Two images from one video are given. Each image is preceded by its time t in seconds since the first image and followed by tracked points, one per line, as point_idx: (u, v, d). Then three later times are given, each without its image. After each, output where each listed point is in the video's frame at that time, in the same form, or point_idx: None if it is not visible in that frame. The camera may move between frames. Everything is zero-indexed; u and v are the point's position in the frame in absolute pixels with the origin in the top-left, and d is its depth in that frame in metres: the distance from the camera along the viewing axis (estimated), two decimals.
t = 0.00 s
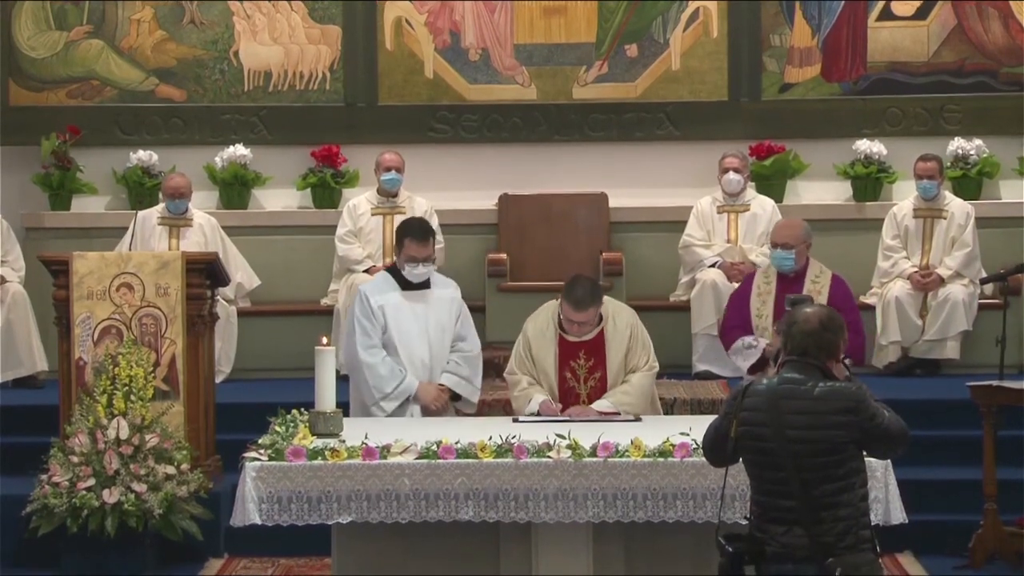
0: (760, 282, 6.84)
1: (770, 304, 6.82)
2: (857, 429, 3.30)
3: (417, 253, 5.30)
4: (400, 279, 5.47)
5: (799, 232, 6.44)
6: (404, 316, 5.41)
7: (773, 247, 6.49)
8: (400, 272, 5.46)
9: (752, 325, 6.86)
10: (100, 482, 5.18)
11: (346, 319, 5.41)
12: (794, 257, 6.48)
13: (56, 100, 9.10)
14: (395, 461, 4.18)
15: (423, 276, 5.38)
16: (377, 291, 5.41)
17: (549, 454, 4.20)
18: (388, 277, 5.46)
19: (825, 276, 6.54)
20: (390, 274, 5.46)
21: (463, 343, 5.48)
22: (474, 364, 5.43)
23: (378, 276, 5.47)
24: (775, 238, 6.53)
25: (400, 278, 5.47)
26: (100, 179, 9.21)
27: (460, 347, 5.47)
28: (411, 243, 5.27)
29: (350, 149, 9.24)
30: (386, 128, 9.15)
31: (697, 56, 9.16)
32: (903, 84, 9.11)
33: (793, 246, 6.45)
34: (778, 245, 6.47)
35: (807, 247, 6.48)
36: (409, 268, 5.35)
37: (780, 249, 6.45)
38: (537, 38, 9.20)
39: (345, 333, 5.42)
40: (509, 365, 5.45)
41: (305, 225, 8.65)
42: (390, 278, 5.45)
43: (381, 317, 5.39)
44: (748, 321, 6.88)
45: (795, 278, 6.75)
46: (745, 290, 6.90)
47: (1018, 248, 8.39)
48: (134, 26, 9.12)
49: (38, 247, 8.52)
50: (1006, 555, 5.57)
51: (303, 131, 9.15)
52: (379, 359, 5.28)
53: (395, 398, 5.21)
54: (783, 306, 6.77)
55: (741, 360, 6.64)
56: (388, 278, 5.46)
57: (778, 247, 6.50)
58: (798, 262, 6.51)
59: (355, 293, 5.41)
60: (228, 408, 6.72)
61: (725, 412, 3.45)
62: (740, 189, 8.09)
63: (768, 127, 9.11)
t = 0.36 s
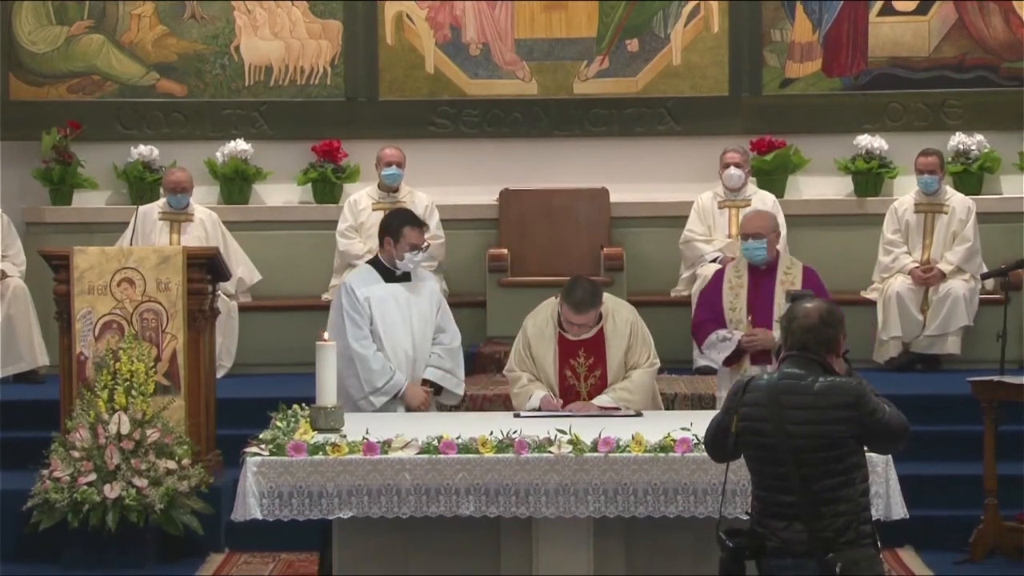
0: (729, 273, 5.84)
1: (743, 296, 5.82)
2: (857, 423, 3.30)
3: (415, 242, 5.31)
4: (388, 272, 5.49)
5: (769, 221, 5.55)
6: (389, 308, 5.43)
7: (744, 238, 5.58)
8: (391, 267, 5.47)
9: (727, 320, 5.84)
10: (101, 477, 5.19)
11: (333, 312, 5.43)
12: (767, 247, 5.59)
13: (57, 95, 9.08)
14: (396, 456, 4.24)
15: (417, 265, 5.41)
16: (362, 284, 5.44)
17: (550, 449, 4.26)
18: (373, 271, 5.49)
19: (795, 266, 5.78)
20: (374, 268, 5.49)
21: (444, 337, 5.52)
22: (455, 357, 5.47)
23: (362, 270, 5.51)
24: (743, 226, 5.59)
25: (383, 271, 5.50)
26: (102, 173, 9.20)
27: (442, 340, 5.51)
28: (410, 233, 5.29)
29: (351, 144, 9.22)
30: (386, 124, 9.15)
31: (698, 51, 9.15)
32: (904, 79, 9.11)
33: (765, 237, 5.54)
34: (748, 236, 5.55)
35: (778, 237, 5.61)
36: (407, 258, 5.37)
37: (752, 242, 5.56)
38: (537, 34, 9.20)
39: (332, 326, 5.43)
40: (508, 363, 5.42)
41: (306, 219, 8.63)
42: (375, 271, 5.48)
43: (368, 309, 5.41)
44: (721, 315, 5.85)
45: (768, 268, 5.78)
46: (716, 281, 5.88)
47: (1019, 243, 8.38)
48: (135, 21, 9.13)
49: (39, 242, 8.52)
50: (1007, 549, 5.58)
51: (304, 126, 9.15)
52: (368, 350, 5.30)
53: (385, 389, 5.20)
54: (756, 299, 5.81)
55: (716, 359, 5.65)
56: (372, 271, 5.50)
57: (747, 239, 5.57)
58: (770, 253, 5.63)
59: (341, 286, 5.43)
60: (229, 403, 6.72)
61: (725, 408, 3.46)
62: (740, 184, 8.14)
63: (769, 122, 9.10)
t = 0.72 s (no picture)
0: (720, 269, 5.88)
1: (735, 292, 5.86)
2: (859, 416, 3.29)
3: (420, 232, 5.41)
4: (387, 267, 5.51)
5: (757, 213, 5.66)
6: (387, 302, 5.43)
7: (733, 233, 5.68)
8: (389, 262, 5.50)
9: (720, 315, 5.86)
10: (101, 471, 5.18)
11: (332, 307, 5.40)
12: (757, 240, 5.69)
13: (57, 88, 9.09)
14: (396, 450, 4.23)
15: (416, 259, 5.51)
16: (360, 277, 5.42)
17: (551, 443, 4.25)
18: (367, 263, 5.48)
19: (786, 260, 5.85)
20: (367, 261, 5.48)
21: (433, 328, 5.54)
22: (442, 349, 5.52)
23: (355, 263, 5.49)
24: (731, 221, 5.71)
25: (376, 264, 5.50)
26: (101, 166, 9.19)
27: (431, 332, 5.55)
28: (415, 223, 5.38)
29: (351, 137, 9.21)
30: (387, 118, 9.14)
31: (700, 44, 9.14)
32: (906, 73, 9.09)
33: (756, 230, 5.65)
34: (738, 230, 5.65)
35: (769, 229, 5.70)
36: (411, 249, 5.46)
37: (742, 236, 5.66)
38: (538, 27, 9.19)
39: (330, 320, 5.40)
40: (510, 356, 5.41)
41: (305, 213, 8.63)
42: (369, 264, 5.47)
43: (367, 304, 5.39)
44: (713, 310, 5.87)
45: (760, 261, 5.84)
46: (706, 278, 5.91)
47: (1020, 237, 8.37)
48: (135, 14, 9.12)
49: (39, 235, 8.52)
50: (1009, 544, 5.57)
51: (305, 119, 9.14)
52: (370, 346, 5.30)
53: (387, 386, 5.24)
54: (748, 295, 5.84)
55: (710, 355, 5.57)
56: (365, 264, 5.49)
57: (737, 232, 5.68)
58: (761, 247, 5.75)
59: (340, 280, 5.41)
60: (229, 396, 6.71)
61: (726, 401, 3.44)
62: (741, 177, 8.11)
63: (770, 114, 9.09)
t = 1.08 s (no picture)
0: (745, 254, 5.44)
1: (761, 279, 5.42)
2: (893, 415, 2.94)
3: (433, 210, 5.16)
4: (404, 250, 5.17)
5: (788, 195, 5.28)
6: (411, 287, 5.09)
7: (764, 212, 5.29)
8: (406, 245, 5.16)
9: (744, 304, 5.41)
10: (64, 475, 4.74)
11: (355, 290, 5.02)
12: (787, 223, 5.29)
13: (18, 57, 8.73)
14: (387, 453, 3.87)
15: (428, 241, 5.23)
16: (387, 259, 5.06)
17: (556, 445, 3.89)
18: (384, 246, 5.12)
19: (816, 246, 5.44)
20: (385, 243, 5.11)
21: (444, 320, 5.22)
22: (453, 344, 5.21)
23: (374, 244, 5.12)
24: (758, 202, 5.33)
25: (395, 245, 5.14)
26: (65, 141, 8.76)
27: (441, 325, 5.26)
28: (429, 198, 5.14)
29: (335, 111, 8.78)
30: (379, 86, 8.72)
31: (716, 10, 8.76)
32: (943, 39, 8.72)
33: (787, 209, 5.27)
34: (769, 209, 5.27)
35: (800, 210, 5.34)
36: (428, 228, 5.18)
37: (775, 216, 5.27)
38: None
39: (353, 305, 5.02)
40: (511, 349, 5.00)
41: (291, 194, 8.18)
42: (387, 246, 5.10)
43: (396, 288, 5.05)
44: (737, 299, 5.42)
45: (788, 245, 5.42)
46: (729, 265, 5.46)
47: None
48: None
49: None
50: None
51: (287, 92, 8.73)
52: (402, 334, 4.96)
53: (421, 378, 4.93)
54: (776, 281, 5.41)
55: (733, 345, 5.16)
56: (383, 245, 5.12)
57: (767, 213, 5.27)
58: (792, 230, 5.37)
59: (367, 260, 5.03)
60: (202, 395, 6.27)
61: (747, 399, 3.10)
62: (764, 154, 7.67)
63: (787, 84, 8.67)
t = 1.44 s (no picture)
0: (775, 238, 5.16)
1: (791, 265, 5.14)
2: (927, 416, 2.85)
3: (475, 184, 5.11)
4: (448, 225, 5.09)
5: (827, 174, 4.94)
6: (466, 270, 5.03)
7: (801, 195, 4.94)
8: (450, 220, 5.09)
9: (771, 292, 5.14)
10: (14, 483, 4.32)
11: (424, 268, 4.93)
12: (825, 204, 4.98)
13: None
14: (375, 460, 3.95)
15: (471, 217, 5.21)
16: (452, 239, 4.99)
17: (557, 450, 3.95)
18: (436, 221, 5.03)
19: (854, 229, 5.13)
20: (437, 218, 5.04)
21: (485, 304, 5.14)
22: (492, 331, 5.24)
23: (431, 221, 5.01)
24: (795, 181, 4.98)
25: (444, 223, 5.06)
26: (18, 115, 8.39)
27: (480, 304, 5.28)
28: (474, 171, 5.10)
29: (315, 81, 8.45)
30: (362, 53, 8.42)
31: None
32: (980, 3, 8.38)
33: (827, 191, 4.94)
34: (807, 192, 4.92)
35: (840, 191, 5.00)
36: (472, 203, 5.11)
37: (814, 199, 4.93)
38: None
39: (422, 283, 4.92)
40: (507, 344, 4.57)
41: (264, 172, 7.79)
42: (439, 222, 5.03)
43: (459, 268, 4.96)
44: (763, 287, 5.14)
45: (823, 229, 5.12)
46: (757, 248, 5.17)
47: None
48: None
49: None
50: None
51: (260, 60, 8.44)
52: (472, 314, 4.96)
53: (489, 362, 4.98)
54: (807, 268, 5.12)
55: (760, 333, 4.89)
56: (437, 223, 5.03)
57: (803, 195, 4.95)
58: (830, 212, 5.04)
59: (437, 237, 4.95)
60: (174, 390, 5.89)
61: (771, 396, 3.03)
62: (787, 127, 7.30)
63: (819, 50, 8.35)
